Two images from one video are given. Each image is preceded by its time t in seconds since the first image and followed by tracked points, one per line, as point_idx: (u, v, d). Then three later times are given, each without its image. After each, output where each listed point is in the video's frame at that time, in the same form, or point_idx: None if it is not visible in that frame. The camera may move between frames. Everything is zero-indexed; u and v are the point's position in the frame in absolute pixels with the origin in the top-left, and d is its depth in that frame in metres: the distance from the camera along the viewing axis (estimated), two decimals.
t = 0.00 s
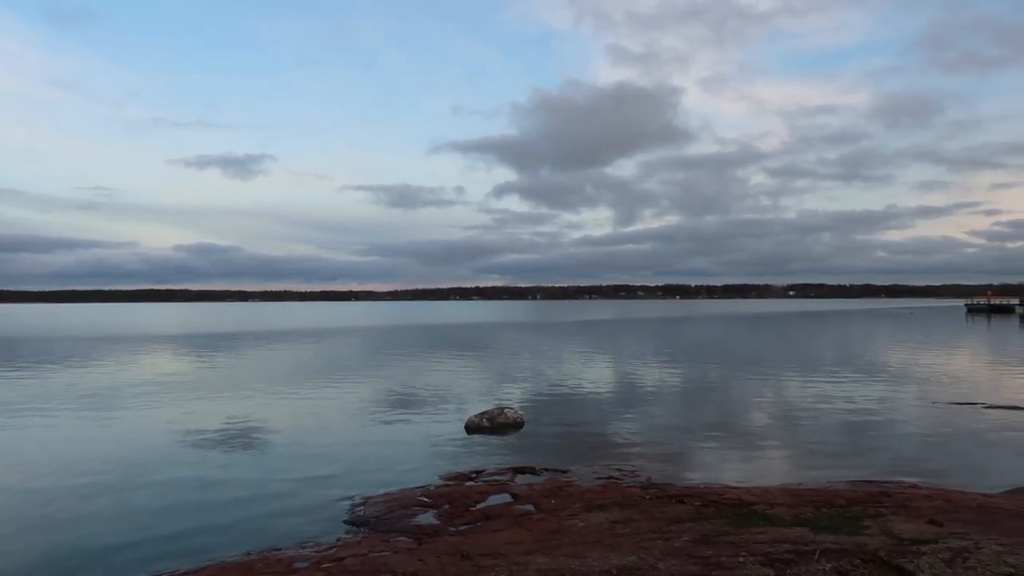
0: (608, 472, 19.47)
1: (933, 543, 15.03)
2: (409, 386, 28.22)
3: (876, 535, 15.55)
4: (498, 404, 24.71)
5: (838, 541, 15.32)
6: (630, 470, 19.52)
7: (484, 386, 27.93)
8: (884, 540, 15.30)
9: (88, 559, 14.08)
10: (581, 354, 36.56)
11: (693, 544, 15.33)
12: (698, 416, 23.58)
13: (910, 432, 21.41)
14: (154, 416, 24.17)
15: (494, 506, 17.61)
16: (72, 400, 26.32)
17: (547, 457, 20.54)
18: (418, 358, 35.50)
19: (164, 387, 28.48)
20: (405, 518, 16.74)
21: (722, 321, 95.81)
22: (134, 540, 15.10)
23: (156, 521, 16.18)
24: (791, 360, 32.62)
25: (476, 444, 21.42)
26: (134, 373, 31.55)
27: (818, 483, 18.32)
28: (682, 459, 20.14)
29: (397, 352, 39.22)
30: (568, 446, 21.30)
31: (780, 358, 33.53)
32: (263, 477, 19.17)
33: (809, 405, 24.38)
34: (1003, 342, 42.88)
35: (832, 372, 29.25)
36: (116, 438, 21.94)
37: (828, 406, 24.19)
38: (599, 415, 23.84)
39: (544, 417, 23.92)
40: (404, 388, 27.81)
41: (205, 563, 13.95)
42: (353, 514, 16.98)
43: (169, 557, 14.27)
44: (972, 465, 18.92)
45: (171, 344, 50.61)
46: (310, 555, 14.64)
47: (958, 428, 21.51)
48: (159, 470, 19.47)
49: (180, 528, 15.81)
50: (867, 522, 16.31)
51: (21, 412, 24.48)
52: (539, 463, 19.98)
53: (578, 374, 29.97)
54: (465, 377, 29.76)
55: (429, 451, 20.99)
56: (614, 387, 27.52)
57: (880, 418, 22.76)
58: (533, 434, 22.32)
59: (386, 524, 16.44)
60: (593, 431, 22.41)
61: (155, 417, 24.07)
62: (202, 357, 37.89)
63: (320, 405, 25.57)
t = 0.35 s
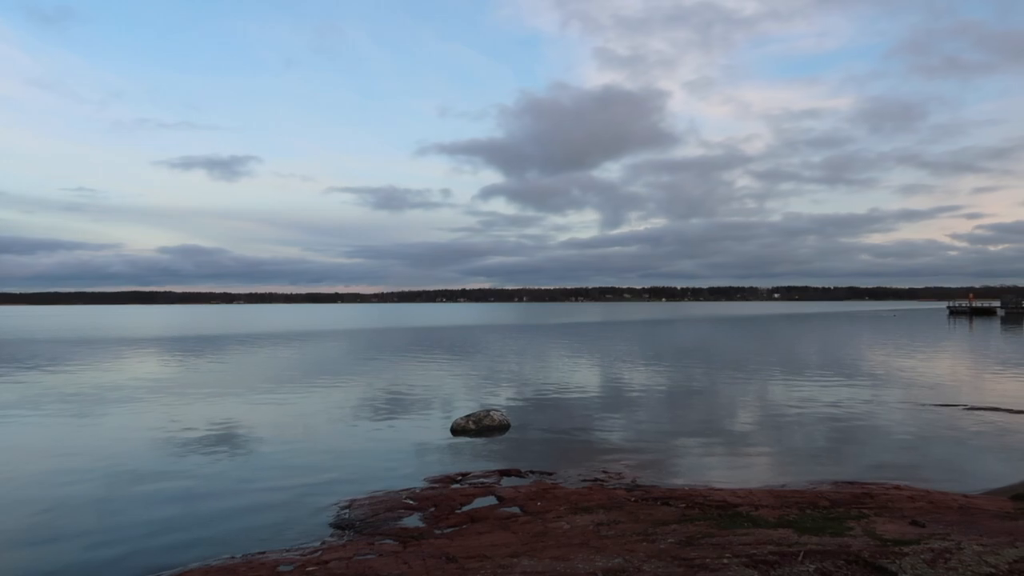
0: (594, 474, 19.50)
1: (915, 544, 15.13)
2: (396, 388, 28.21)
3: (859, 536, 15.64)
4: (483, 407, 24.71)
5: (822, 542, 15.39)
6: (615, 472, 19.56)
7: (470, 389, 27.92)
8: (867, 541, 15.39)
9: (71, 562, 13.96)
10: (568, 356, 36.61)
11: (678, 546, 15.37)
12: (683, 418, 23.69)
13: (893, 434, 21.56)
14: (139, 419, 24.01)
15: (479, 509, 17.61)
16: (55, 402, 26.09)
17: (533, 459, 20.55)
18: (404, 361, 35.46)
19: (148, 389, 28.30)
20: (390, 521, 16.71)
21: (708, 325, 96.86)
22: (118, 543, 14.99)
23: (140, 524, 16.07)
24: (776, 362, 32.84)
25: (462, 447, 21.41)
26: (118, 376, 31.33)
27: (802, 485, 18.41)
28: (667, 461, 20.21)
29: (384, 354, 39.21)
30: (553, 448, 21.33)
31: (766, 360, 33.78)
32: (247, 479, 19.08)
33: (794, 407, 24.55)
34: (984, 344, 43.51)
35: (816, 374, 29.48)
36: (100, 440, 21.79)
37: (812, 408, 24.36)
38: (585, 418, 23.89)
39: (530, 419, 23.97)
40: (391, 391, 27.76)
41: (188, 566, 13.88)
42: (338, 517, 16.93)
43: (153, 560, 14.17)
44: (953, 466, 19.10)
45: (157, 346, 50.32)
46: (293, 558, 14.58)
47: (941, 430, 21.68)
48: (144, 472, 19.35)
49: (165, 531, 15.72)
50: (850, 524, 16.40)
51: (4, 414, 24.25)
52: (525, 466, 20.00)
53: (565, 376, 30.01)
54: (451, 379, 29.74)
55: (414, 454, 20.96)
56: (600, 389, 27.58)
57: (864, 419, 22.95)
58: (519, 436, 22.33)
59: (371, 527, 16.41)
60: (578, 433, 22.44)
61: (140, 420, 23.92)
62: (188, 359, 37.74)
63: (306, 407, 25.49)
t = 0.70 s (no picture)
0: (577, 476, 19.51)
1: (895, 545, 15.23)
2: (380, 391, 28.11)
3: (840, 537, 15.73)
4: (467, 409, 24.67)
5: (803, 544, 15.47)
6: (599, 474, 19.58)
7: (454, 391, 27.87)
8: (847, 542, 15.48)
9: (48, 566, 13.79)
10: (553, 359, 36.63)
11: (660, 548, 15.40)
12: (666, 420, 23.75)
13: (874, 436, 21.72)
14: (119, 422, 23.77)
15: (462, 511, 17.56)
16: (33, 405, 25.77)
17: (516, 462, 20.53)
18: (388, 363, 35.35)
19: (129, 392, 28.03)
20: (372, 524, 16.64)
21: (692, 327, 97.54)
22: (97, 547, 14.82)
23: (119, 528, 15.90)
24: (758, 365, 33.02)
25: (445, 450, 21.36)
26: (99, 378, 31.01)
27: (784, 487, 18.50)
28: (650, 463, 20.25)
29: (368, 357, 39.08)
30: (537, 450, 21.32)
31: (748, 363, 33.98)
32: (229, 483, 18.93)
33: (776, 409, 24.67)
34: (962, 347, 44.08)
35: (798, 376, 29.67)
36: (79, 444, 21.55)
37: (794, 410, 24.50)
38: (569, 420, 23.90)
39: (513, 421, 23.96)
40: (374, 393, 27.65)
41: (168, 570, 13.75)
42: (319, 521, 16.83)
43: (132, 564, 14.03)
44: (933, 467, 19.26)
45: (139, 348, 49.91)
46: (274, 562, 14.48)
47: (920, 431, 21.86)
48: (124, 476, 19.15)
49: (145, 535, 15.57)
50: (830, 525, 16.50)
51: None
52: (508, 468, 19.97)
53: (549, 379, 30.01)
54: (435, 382, 29.68)
55: (398, 456, 20.89)
56: (584, 391, 27.60)
57: (845, 421, 23.12)
58: (503, 438, 22.31)
59: (353, 530, 16.33)
60: (562, 436, 22.45)
61: (120, 422, 23.68)
62: (170, 362, 37.46)
63: (288, 410, 25.33)
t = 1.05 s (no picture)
0: (554, 478, 19.54)
1: (866, 544, 15.42)
2: (357, 393, 28.01)
3: (812, 537, 15.90)
4: (444, 412, 24.62)
5: (776, 544, 15.62)
6: (575, 476, 19.62)
7: (432, 393, 27.80)
8: (820, 541, 15.65)
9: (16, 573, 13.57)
10: (531, 361, 36.67)
11: (636, 549, 15.48)
12: (642, 422, 23.89)
13: (846, 437, 21.96)
14: (92, 425, 23.43)
15: (438, 514, 17.52)
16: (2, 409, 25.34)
17: (493, 464, 20.51)
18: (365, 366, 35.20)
19: (102, 396, 27.64)
20: (348, 528, 16.55)
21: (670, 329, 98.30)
22: (68, 553, 14.60)
23: (90, 533, 15.67)
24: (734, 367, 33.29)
25: (421, 452, 21.29)
26: (70, 381, 30.54)
27: (758, 488, 18.65)
28: (627, 465, 20.35)
29: (345, 359, 38.92)
30: (514, 453, 21.32)
31: (724, 364, 34.29)
32: (203, 487, 18.74)
33: (751, 410, 24.88)
34: (934, 349, 44.79)
35: (773, 378, 29.93)
36: (50, 448, 21.21)
37: (768, 411, 24.76)
38: (546, 422, 23.92)
39: (491, 423, 23.98)
40: (351, 396, 27.50)
41: None
42: (294, 524, 16.70)
43: (103, 570, 13.84)
44: (904, 468, 19.54)
45: (113, 350, 49.32)
46: (248, 566, 14.35)
47: (892, 432, 22.15)
48: (95, 480, 18.88)
49: (117, 540, 15.37)
50: (804, 525, 16.66)
51: None
52: (485, 470, 19.97)
53: (527, 381, 30.04)
54: (413, 384, 29.59)
55: (374, 459, 20.79)
56: (561, 393, 27.67)
57: (818, 422, 23.40)
58: (479, 441, 22.29)
59: (329, 533, 16.23)
60: (539, 438, 22.47)
61: (92, 426, 23.35)
62: (143, 364, 37.02)
63: (264, 413, 25.13)
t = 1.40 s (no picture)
0: (528, 479, 19.56)
1: (836, 543, 15.63)
2: (330, 395, 27.83)
3: (783, 536, 16.08)
4: (419, 413, 24.56)
5: (748, 543, 15.78)
6: (549, 477, 19.67)
7: (406, 395, 27.71)
8: (791, 540, 15.84)
9: None
10: (506, 362, 36.70)
11: (610, 549, 15.55)
12: (616, 423, 24.01)
13: (817, 437, 22.24)
14: (60, 429, 23.07)
15: (412, 516, 17.46)
16: None
17: (468, 466, 20.49)
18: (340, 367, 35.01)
19: (71, 399, 27.21)
20: (321, 530, 16.44)
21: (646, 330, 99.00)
22: (34, 560, 14.36)
23: (58, 539, 15.42)
24: (708, 368, 33.56)
25: (395, 454, 21.23)
26: (38, 384, 30.02)
27: (730, 488, 18.83)
28: (600, 465, 20.43)
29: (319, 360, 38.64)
30: (489, 454, 21.31)
31: (697, 366, 34.57)
32: (173, 490, 18.53)
33: (724, 411, 25.11)
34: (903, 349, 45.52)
35: (746, 379, 30.23)
36: (17, 452, 20.85)
37: (740, 412, 25.00)
38: (520, 423, 23.95)
39: (465, 424, 23.95)
40: (325, 397, 27.33)
41: None
42: (266, 528, 16.56)
43: None
44: (873, 467, 19.83)
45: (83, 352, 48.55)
46: (218, 570, 14.20)
47: (862, 432, 22.47)
48: (63, 485, 18.59)
49: (85, 546, 15.14)
50: (775, 524, 16.85)
51: None
52: (460, 472, 19.95)
53: (502, 382, 30.07)
54: (388, 385, 29.47)
55: (348, 461, 20.69)
56: (536, 395, 27.71)
57: (789, 423, 23.68)
58: (454, 442, 22.26)
59: (301, 536, 16.11)
60: (514, 439, 22.48)
61: (61, 430, 22.98)
62: (111, 366, 36.41)
63: (236, 416, 24.86)
